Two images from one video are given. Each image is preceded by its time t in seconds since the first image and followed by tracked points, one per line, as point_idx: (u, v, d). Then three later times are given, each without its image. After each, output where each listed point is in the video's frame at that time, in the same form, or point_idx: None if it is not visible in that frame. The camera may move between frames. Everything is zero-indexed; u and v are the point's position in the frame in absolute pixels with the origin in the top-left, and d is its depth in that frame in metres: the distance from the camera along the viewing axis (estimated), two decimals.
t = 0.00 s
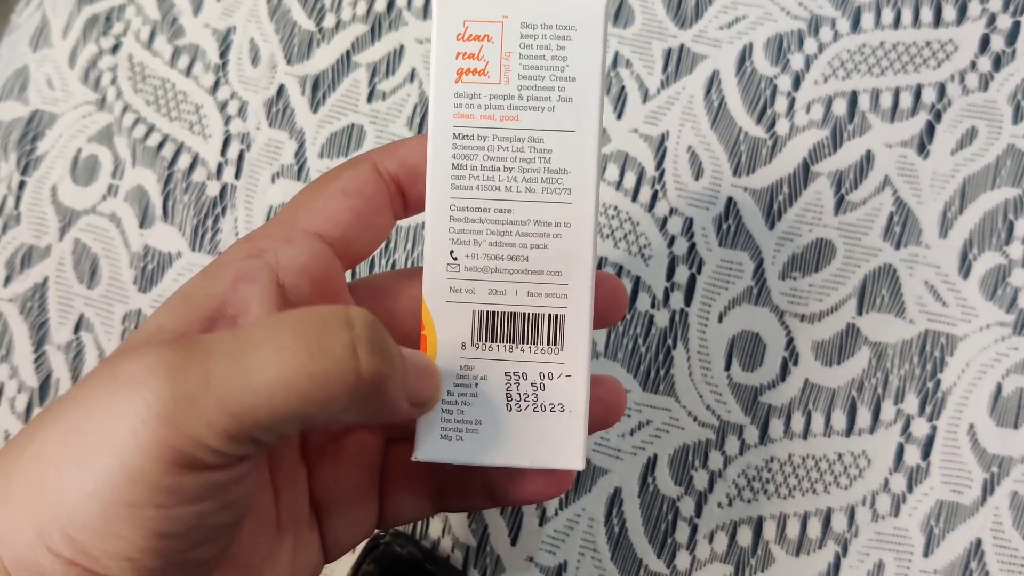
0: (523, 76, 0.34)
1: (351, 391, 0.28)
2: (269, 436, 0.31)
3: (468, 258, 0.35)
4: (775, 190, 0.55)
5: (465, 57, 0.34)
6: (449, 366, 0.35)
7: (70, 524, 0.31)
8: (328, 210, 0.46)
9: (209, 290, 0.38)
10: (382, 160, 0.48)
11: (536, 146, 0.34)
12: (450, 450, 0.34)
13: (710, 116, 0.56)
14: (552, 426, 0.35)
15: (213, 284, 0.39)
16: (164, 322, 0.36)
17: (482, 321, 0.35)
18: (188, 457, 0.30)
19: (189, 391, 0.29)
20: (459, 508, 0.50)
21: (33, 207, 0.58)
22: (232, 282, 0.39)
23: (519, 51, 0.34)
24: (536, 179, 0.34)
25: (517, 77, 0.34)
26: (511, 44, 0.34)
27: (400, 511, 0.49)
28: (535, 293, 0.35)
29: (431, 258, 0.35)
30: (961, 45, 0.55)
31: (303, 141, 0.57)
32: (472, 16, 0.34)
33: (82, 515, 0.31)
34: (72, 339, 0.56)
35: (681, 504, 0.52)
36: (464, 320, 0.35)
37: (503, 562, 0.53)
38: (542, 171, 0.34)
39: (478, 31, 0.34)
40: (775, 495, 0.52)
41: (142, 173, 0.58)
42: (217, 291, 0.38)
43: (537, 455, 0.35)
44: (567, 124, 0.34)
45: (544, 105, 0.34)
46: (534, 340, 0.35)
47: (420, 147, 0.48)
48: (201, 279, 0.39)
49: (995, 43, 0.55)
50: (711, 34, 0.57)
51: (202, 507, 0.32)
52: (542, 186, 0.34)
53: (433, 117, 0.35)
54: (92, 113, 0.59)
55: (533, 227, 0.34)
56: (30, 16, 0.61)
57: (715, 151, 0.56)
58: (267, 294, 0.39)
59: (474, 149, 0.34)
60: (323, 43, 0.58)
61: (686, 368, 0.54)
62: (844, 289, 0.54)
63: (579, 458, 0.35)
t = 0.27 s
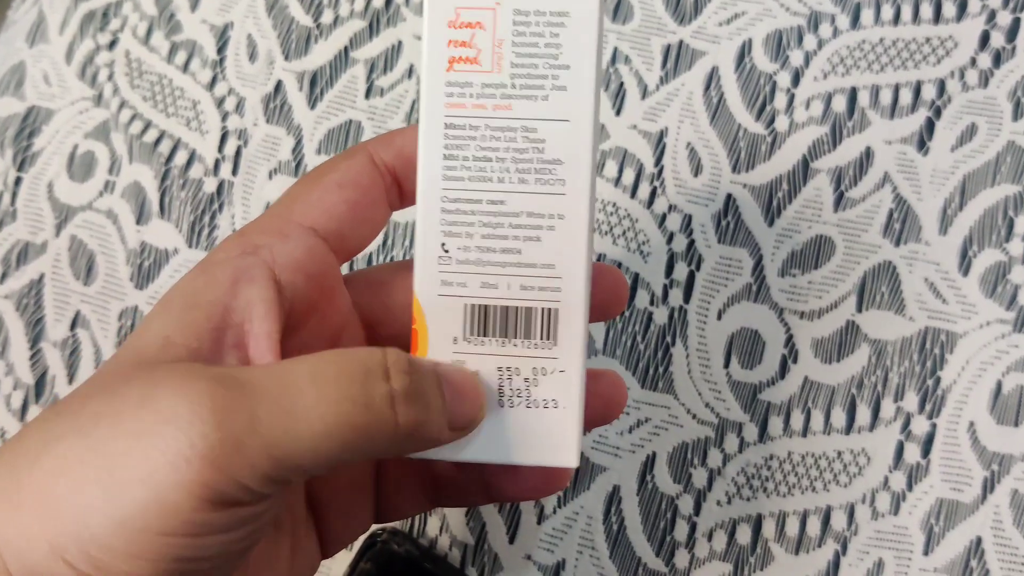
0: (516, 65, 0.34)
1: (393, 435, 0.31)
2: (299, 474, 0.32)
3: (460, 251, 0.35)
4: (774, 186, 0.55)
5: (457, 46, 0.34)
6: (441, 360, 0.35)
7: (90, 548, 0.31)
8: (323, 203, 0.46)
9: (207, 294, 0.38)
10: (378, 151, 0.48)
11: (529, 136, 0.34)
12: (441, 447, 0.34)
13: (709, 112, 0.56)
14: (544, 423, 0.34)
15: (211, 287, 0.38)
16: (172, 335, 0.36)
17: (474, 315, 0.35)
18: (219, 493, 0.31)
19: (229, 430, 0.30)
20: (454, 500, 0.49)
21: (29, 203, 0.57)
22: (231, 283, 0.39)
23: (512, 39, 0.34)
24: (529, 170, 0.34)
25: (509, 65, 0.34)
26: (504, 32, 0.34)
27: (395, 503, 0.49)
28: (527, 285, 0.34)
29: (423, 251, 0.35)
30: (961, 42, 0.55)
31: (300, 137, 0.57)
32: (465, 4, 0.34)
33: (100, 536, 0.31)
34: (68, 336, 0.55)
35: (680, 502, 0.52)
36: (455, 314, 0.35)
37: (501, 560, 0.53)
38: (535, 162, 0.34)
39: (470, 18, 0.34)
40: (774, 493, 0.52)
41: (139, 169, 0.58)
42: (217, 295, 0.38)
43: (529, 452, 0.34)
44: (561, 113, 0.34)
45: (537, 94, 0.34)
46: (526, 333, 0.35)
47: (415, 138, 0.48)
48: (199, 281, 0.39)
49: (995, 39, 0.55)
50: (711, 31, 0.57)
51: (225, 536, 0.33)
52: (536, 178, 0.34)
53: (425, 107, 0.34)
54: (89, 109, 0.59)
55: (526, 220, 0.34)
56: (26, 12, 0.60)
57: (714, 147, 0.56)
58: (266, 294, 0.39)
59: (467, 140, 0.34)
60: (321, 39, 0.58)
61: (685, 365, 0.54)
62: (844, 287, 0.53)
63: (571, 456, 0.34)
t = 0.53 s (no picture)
0: (512, 63, 0.34)
1: (392, 425, 0.31)
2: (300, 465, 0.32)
3: (455, 249, 0.35)
4: (774, 185, 0.55)
5: (453, 43, 0.34)
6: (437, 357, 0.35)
7: (91, 542, 0.31)
8: (322, 201, 0.46)
9: (206, 290, 0.38)
10: (378, 148, 0.48)
11: (525, 135, 0.34)
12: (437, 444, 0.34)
13: (709, 110, 0.56)
14: (539, 423, 0.34)
15: (210, 284, 0.38)
16: (171, 329, 0.36)
17: (469, 313, 0.35)
18: (219, 485, 0.31)
19: (229, 421, 0.30)
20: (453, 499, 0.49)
21: (28, 201, 0.57)
22: (230, 280, 0.39)
23: (508, 36, 0.34)
24: (524, 169, 0.34)
25: (505, 63, 0.34)
26: (500, 29, 0.34)
27: (397, 500, 0.50)
28: (522, 285, 0.34)
29: (419, 249, 0.35)
30: (961, 40, 0.55)
31: (300, 135, 0.57)
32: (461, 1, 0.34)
33: (103, 530, 0.31)
34: (67, 334, 0.55)
35: (679, 500, 0.52)
36: (450, 312, 0.35)
37: (500, 557, 0.53)
38: (530, 160, 0.34)
39: (466, 16, 0.34)
40: (774, 491, 0.52)
41: (138, 167, 0.58)
42: (216, 292, 0.38)
43: (523, 452, 0.34)
44: (557, 111, 0.34)
45: (533, 92, 0.34)
46: (521, 333, 0.34)
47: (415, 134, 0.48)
48: (200, 277, 0.39)
49: (995, 38, 0.55)
50: (710, 29, 0.57)
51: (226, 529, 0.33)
52: (531, 176, 0.34)
53: (421, 104, 0.34)
54: (88, 107, 0.59)
55: (521, 219, 0.34)
56: (26, 9, 0.60)
57: (714, 145, 0.56)
58: (266, 290, 0.39)
59: (462, 138, 0.34)
60: (321, 37, 0.58)
61: (685, 364, 0.54)
62: (844, 285, 0.53)
63: (566, 457, 0.34)
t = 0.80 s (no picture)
0: (496, 59, 0.34)
1: (384, 422, 0.31)
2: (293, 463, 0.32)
3: (443, 246, 0.35)
4: (770, 187, 0.56)
5: (438, 41, 0.34)
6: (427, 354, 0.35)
7: (88, 542, 0.31)
8: (313, 199, 0.46)
9: (198, 290, 0.38)
10: (368, 146, 0.48)
11: (511, 130, 0.34)
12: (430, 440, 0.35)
13: (706, 113, 0.56)
14: (530, 417, 0.35)
15: (202, 284, 0.38)
16: (164, 330, 0.36)
17: (459, 309, 0.35)
18: (213, 485, 0.31)
19: (221, 421, 0.30)
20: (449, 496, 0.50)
21: (28, 203, 0.57)
22: (222, 280, 0.39)
23: (492, 33, 0.34)
24: (510, 164, 0.34)
25: (490, 60, 0.34)
26: (484, 26, 0.34)
27: (391, 498, 0.50)
28: (510, 280, 0.34)
29: (407, 246, 0.35)
30: (957, 43, 0.55)
31: (299, 137, 0.57)
32: None
33: (99, 530, 0.31)
34: (67, 335, 0.55)
35: (676, 500, 0.52)
36: (440, 308, 0.35)
37: (498, 557, 0.53)
38: (516, 155, 0.34)
39: (450, 13, 0.34)
40: (770, 492, 0.52)
41: (137, 169, 0.58)
42: (208, 292, 0.38)
43: (514, 446, 0.35)
44: (542, 106, 0.34)
45: (517, 88, 0.34)
46: (510, 328, 0.35)
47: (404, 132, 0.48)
48: (193, 278, 0.39)
49: (991, 41, 0.55)
50: (707, 32, 0.57)
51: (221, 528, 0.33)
52: (517, 172, 0.34)
53: (407, 102, 0.35)
54: (87, 109, 0.59)
55: (509, 214, 0.34)
56: (25, 11, 0.60)
57: (711, 148, 0.56)
58: (257, 289, 0.39)
59: (448, 135, 0.34)
60: (319, 39, 0.58)
61: (681, 365, 0.54)
62: (840, 287, 0.54)
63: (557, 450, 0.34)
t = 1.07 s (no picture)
0: (488, 74, 0.35)
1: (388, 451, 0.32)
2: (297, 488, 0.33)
3: (439, 257, 0.36)
4: (765, 199, 0.56)
5: (431, 56, 0.35)
6: (426, 364, 0.36)
7: (93, 559, 0.32)
8: (314, 213, 0.47)
9: (203, 306, 0.39)
10: (368, 161, 0.49)
11: (504, 143, 0.35)
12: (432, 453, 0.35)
13: (701, 126, 0.57)
14: (527, 423, 0.36)
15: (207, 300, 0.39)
16: (172, 348, 0.37)
17: (456, 319, 0.36)
18: (219, 507, 0.32)
19: (231, 447, 0.31)
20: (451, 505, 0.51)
21: (31, 214, 0.58)
22: (226, 296, 0.40)
23: (484, 48, 0.34)
24: (505, 176, 0.35)
25: (482, 74, 0.35)
26: (476, 41, 0.34)
27: (394, 506, 0.51)
28: (505, 289, 0.35)
29: (405, 258, 0.36)
30: (949, 57, 0.56)
31: (299, 149, 0.58)
32: (437, 15, 0.35)
33: (106, 547, 0.32)
34: (70, 345, 0.56)
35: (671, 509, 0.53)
36: (437, 318, 0.36)
37: (496, 565, 0.54)
38: (510, 167, 0.35)
39: (443, 29, 0.35)
40: (763, 500, 0.53)
41: (139, 181, 0.58)
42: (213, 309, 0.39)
43: (513, 453, 0.35)
44: (534, 118, 0.34)
45: (510, 101, 0.35)
46: (507, 337, 0.35)
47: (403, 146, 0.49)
48: (199, 295, 0.40)
49: (982, 55, 0.56)
50: (703, 45, 0.58)
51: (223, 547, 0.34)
52: (512, 183, 0.35)
53: (402, 117, 0.35)
54: (89, 121, 0.59)
55: (504, 225, 0.35)
56: (27, 23, 0.61)
57: (706, 160, 0.57)
58: (261, 304, 0.40)
59: (443, 148, 0.35)
60: (320, 51, 0.59)
61: (677, 375, 0.55)
62: (833, 298, 0.55)
63: (554, 456, 0.35)
